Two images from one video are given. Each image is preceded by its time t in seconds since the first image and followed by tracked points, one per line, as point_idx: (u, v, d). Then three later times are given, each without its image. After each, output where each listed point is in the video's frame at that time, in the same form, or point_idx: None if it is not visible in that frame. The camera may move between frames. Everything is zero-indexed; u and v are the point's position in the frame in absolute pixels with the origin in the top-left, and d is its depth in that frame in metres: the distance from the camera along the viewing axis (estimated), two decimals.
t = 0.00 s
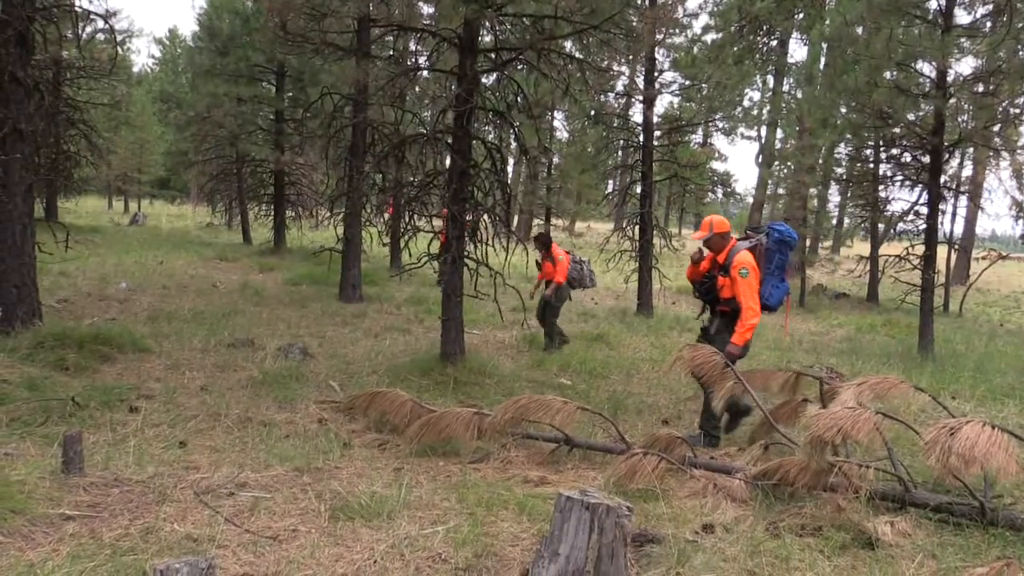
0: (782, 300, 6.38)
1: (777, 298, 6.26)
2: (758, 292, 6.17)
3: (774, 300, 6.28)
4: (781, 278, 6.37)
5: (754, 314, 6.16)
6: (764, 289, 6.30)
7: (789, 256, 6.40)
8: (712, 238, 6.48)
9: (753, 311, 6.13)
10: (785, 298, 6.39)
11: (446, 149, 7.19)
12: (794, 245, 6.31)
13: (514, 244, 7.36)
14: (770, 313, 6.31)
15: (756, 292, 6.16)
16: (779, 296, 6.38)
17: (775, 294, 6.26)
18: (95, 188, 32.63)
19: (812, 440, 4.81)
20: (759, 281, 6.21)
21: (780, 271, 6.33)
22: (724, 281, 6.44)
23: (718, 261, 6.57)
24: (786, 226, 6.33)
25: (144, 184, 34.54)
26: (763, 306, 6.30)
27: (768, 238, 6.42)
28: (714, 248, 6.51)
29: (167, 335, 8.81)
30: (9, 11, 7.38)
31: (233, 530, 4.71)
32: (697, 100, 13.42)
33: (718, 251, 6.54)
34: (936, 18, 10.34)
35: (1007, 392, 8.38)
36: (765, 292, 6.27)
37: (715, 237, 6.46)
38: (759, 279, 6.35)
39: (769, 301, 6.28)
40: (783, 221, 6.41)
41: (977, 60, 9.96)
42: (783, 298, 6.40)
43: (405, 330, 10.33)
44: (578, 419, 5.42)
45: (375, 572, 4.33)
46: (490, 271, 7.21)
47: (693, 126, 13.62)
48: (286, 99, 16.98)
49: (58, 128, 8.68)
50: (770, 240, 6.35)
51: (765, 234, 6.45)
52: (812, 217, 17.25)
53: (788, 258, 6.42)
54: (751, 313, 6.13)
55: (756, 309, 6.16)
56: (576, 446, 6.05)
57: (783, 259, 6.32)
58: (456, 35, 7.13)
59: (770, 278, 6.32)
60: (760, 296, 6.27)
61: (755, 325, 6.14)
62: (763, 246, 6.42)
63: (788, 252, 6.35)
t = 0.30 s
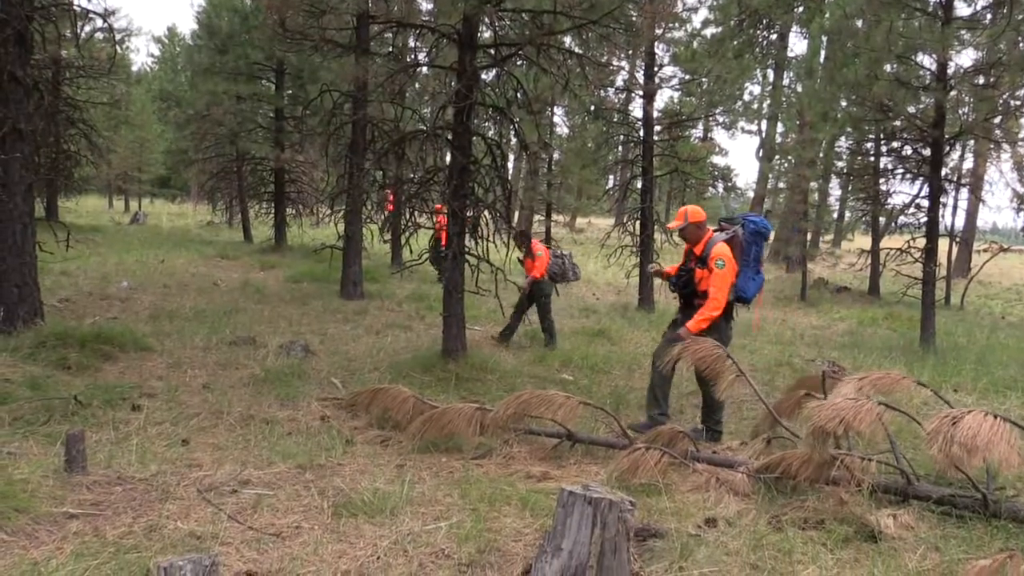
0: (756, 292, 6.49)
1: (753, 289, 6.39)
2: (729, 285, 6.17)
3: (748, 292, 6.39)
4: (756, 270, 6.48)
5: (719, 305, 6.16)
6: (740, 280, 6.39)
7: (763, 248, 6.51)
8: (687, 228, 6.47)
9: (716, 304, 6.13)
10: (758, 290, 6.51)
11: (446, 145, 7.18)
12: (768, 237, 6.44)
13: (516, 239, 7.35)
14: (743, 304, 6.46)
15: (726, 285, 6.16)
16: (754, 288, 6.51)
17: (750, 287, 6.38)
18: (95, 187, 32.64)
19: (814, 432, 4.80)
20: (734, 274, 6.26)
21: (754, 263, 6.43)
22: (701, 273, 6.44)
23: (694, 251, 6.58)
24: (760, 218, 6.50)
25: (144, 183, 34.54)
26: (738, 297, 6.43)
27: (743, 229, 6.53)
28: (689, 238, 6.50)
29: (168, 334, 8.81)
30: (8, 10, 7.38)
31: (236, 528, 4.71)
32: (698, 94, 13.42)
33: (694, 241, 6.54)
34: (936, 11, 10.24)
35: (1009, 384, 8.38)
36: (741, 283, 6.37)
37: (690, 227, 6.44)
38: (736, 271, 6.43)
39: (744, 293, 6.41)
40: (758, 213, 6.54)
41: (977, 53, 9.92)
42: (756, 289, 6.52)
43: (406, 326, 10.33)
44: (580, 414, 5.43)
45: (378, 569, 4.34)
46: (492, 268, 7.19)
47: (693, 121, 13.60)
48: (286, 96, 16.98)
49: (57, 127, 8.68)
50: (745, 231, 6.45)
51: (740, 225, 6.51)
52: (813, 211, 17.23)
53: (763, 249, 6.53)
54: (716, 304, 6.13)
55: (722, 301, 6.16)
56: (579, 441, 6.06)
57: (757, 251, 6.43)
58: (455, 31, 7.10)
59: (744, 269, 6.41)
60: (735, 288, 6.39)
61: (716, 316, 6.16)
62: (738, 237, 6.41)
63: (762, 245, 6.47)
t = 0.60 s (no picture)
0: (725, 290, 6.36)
1: (722, 288, 6.29)
2: (696, 280, 5.98)
3: (717, 290, 6.26)
4: (723, 268, 6.38)
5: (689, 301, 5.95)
6: (708, 278, 6.26)
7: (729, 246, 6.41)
8: (652, 222, 6.25)
9: (687, 298, 5.92)
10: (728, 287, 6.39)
11: (447, 142, 7.14)
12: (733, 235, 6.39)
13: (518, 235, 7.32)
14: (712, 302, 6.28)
15: (693, 280, 5.97)
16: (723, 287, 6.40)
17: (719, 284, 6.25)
18: (96, 186, 32.64)
19: (818, 427, 4.81)
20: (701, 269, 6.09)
21: (721, 261, 6.33)
22: (668, 270, 6.22)
23: (659, 248, 6.34)
24: (724, 217, 6.45)
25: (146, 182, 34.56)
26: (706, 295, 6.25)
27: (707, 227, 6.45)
28: (654, 234, 6.28)
29: (171, 333, 8.82)
30: (7, 10, 7.38)
31: (240, 525, 4.72)
32: (698, 89, 13.36)
33: (658, 237, 6.30)
34: (937, 4, 10.27)
35: (1012, 377, 8.37)
36: (709, 281, 6.23)
37: (657, 221, 6.21)
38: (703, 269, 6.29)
39: (713, 291, 6.26)
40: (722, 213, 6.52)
41: (978, 46, 9.89)
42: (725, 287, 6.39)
43: (408, 324, 10.33)
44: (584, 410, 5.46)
45: (382, 565, 4.34)
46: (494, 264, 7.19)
47: (695, 115, 13.59)
48: (287, 94, 16.98)
49: (59, 127, 8.69)
50: (711, 229, 6.39)
51: (705, 222, 6.44)
52: (815, 205, 17.21)
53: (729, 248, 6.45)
54: (685, 300, 5.92)
55: (692, 297, 5.95)
56: (582, 437, 6.07)
57: (724, 248, 6.34)
58: (455, 28, 7.08)
59: (712, 266, 6.29)
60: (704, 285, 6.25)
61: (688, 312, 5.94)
62: (703, 234, 6.32)
63: (728, 242, 6.39)
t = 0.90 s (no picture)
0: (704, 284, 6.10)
1: (700, 282, 6.01)
2: (682, 270, 5.82)
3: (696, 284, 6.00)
4: (703, 262, 6.11)
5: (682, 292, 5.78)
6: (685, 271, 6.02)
7: (712, 240, 6.13)
8: (630, 209, 6.16)
9: (681, 289, 5.76)
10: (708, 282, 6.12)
11: (450, 137, 7.18)
12: (716, 229, 6.08)
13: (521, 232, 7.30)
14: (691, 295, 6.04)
15: (679, 269, 5.80)
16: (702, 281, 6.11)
17: (698, 278, 5.99)
18: (100, 182, 32.69)
19: (820, 424, 4.78)
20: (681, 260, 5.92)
21: (701, 254, 6.07)
22: (644, 259, 6.07)
23: (636, 238, 6.19)
24: (707, 209, 6.06)
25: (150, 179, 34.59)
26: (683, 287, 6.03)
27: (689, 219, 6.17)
28: (631, 221, 6.16)
29: (174, 328, 8.82)
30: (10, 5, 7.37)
31: (243, 521, 4.73)
32: (702, 85, 13.32)
33: (634, 225, 6.18)
34: None
35: (1017, 374, 8.35)
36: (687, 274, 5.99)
37: (634, 208, 6.12)
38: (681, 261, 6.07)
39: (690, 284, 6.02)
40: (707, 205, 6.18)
41: (984, 41, 9.89)
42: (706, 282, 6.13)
43: (411, 320, 10.34)
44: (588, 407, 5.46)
45: (385, 561, 4.35)
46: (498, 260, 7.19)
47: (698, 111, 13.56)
48: (290, 90, 16.97)
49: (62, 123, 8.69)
50: (691, 221, 6.11)
51: (687, 214, 6.21)
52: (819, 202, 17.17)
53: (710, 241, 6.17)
54: (680, 291, 5.75)
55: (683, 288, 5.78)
56: (585, 433, 6.06)
57: (704, 242, 6.07)
58: (458, 24, 7.05)
59: (691, 259, 6.04)
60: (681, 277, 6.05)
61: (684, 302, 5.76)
62: (684, 226, 6.10)
63: (710, 236, 6.10)
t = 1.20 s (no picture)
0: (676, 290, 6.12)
1: (672, 287, 6.02)
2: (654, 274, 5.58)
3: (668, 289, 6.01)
4: (676, 268, 6.15)
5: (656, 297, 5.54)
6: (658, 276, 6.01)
7: (686, 246, 6.20)
8: (602, 209, 5.82)
9: (655, 293, 5.51)
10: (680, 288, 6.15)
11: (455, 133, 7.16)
12: (694, 235, 6.15)
13: (525, 228, 7.28)
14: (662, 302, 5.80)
15: (651, 273, 5.56)
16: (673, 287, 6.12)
17: (671, 283, 6.00)
18: (106, 176, 32.74)
19: (825, 422, 4.78)
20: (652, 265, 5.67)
21: (674, 260, 6.13)
22: (611, 262, 5.74)
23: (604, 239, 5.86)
24: (692, 214, 6.21)
25: (155, 173, 34.60)
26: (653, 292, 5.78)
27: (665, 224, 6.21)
28: (602, 223, 5.84)
29: (179, 323, 8.83)
30: None
31: (247, 515, 4.74)
32: (708, 82, 13.28)
33: (604, 226, 5.85)
34: None
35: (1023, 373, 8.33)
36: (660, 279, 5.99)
37: (607, 209, 5.78)
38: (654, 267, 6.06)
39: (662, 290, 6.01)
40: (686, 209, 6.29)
41: (991, 39, 9.87)
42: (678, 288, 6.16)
43: (416, 315, 10.34)
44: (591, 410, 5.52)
45: (389, 556, 4.35)
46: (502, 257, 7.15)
47: (704, 108, 13.54)
48: (295, 85, 16.97)
49: (67, 117, 8.69)
50: (668, 225, 6.15)
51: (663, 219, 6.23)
52: (824, 200, 17.12)
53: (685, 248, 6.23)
54: (654, 296, 5.51)
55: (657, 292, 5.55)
56: (589, 431, 6.04)
57: (679, 247, 6.13)
58: (464, 19, 7.04)
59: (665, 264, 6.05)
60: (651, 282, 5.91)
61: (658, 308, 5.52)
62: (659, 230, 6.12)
63: (686, 242, 6.16)
